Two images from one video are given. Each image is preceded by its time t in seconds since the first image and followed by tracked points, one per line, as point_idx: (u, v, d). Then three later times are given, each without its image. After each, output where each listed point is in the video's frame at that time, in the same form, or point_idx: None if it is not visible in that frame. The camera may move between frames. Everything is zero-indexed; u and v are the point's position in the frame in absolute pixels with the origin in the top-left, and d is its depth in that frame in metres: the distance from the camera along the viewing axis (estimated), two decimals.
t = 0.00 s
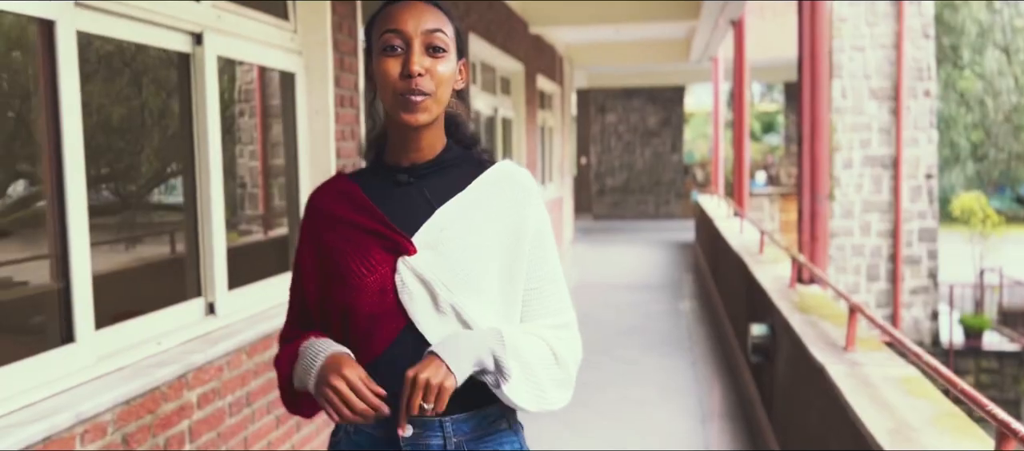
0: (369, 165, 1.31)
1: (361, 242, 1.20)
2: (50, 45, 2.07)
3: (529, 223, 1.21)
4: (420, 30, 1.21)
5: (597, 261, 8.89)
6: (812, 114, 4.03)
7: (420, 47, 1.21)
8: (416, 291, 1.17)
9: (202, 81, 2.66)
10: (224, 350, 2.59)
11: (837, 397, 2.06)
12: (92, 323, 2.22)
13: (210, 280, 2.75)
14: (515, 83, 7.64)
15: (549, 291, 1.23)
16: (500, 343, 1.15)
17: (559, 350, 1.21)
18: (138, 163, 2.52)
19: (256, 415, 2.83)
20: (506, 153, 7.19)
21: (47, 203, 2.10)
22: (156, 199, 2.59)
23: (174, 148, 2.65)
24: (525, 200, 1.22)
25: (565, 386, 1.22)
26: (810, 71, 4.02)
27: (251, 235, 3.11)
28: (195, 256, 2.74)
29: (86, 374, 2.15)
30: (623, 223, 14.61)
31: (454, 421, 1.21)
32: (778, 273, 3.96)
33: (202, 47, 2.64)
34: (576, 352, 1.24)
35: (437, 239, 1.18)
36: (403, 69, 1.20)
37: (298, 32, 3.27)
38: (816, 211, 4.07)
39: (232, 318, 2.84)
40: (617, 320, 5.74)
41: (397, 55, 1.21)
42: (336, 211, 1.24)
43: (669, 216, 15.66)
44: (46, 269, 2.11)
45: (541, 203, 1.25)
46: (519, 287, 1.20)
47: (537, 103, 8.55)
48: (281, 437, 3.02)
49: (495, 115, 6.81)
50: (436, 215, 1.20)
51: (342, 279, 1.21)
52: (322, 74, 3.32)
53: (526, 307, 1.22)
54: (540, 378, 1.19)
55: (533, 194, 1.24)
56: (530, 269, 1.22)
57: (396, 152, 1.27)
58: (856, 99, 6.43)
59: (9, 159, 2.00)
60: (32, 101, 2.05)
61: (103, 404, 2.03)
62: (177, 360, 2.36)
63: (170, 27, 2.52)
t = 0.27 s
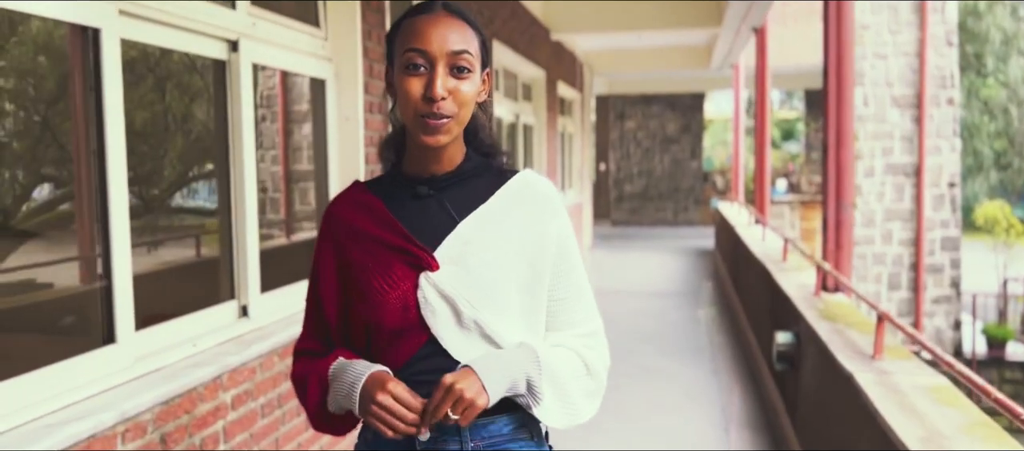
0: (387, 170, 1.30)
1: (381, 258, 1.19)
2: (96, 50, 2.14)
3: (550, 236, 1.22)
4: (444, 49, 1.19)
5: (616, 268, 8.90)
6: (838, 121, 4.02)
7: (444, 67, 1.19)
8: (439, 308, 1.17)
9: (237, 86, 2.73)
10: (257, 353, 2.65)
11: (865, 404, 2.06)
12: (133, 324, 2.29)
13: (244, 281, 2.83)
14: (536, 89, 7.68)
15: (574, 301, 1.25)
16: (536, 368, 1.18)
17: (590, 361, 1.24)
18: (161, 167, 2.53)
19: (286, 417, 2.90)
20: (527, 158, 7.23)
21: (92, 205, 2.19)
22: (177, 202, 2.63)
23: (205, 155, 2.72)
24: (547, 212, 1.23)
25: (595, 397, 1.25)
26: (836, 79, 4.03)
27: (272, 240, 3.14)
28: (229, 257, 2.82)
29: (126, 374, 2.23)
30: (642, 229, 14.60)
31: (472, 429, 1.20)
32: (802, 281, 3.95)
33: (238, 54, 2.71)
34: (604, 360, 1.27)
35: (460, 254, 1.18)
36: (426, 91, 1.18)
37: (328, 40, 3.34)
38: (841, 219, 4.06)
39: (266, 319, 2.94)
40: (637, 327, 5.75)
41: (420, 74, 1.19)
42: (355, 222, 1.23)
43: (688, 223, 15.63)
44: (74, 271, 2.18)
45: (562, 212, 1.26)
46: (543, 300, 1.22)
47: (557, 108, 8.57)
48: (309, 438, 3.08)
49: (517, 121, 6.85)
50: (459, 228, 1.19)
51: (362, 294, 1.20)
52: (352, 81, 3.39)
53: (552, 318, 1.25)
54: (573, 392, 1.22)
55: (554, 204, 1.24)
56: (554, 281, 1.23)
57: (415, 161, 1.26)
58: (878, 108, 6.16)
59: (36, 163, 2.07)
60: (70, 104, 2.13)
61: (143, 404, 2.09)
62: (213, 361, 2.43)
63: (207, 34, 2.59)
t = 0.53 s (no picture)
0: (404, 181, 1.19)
1: (391, 277, 1.09)
2: (132, 65, 2.23)
3: (570, 255, 1.11)
4: (465, 60, 1.10)
5: (634, 276, 8.90)
6: (859, 130, 4.01)
7: (463, 80, 1.10)
8: (451, 331, 1.06)
9: (266, 98, 2.81)
10: (283, 360, 2.70)
11: (888, 415, 2.06)
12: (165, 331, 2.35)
13: (272, 292, 2.90)
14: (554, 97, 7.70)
15: (594, 323, 1.15)
16: (549, 398, 1.10)
17: (610, 387, 1.15)
18: (181, 175, 2.51)
19: (312, 424, 2.95)
20: (545, 167, 7.25)
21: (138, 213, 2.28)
22: (197, 210, 2.61)
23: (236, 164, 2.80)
24: (566, 229, 1.12)
25: (613, 424, 1.17)
26: (856, 89, 4.03)
27: (295, 248, 3.17)
28: (257, 264, 2.90)
29: (158, 381, 2.29)
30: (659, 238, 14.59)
31: None
32: (823, 291, 3.94)
33: (267, 66, 2.79)
34: (624, 385, 1.18)
35: (472, 275, 1.07)
36: (441, 101, 1.09)
37: (353, 51, 3.39)
38: (861, 229, 4.05)
39: (291, 328, 3.00)
40: (656, 335, 5.75)
41: (438, 83, 1.10)
42: (366, 238, 1.13)
43: (705, 231, 15.60)
44: (100, 278, 2.23)
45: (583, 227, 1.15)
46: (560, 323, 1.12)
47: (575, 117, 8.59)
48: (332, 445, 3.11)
49: (535, 130, 6.87)
50: (472, 247, 1.09)
51: (371, 314, 1.10)
52: (376, 92, 3.43)
53: (570, 339, 1.15)
54: (589, 419, 1.13)
55: (575, 220, 1.14)
56: (570, 303, 1.13)
57: (429, 175, 1.15)
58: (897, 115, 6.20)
59: (58, 171, 2.06)
60: (92, 110, 2.17)
61: (176, 411, 2.15)
62: (241, 370, 2.47)
63: (235, 46, 2.65)
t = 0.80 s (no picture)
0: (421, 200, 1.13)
1: (401, 295, 1.03)
2: (157, 80, 2.26)
3: (592, 281, 1.05)
4: (480, 60, 1.04)
5: (648, 286, 8.88)
6: (872, 138, 4.02)
7: (481, 81, 1.04)
8: (458, 358, 1.00)
9: (286, 111, 2.85)
10: (303, 368, 2.73)
11: (904, 423, 2.05)
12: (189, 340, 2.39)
13: (291, 301, 2.94)
14: (567, 108, 7.72)
15: (614, 359, 1.07)
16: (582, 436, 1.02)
17: (631, 427, 1.07)
18: (197, 186, 2.53)
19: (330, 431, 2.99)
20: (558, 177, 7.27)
21: (160, 221, 2.31)
22: (213, 220, 2.64)
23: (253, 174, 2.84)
24: (590, 256, 1.05)
25: None
26: (869, 97, 4.03)
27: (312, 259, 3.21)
28: (277, 274, 2.94)
29: (182, 389, 2.33)
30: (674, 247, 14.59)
31: None
32: (837, 299, 3.93)
33: (286, 80, 2.84)
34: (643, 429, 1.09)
35: (487, 298, 1.00)
36: (458, 103, 1.03)
37: (369, 64, 3.43)
38: (875, 236, 4.03)
39: (310, 337, 3.04)
40: (671, 344, 5.74)
41: (454, 86, 1.04)
42: (380, 255, 1.07)
43: (719, 240, 15.56)
44: (118, 289, 2.29)
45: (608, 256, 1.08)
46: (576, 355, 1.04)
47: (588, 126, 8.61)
48: None
49: (549, 139, 6.89)
50: (488, 268, 1.02)
51: (380, 335, 1.05)
52: (392, 103, 3.46)
53: (587, 374, 1.07)
54: None
55: (601, 246, 1.07)
56: (590, 334, 1.05)
57: (449, 192, 1.09)
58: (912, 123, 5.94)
59: (75, 183, 2.10)
60: (110, 123, 2.22)
61: (199, 419, 2.18)
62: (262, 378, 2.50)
63: (256, 61, 2.69)
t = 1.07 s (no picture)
0: (435, 194, 1.08)
1: (405, 297, 0.97)
2: (179, 92, 2.25)
3: (609, 299, 0.97)
4: (512, 43, 0.99)
5: (660, 293, 8.87)
6: (879, 144, 4.04)
7: (511, 63, 0.99)
8: (462, 371, 0.94)
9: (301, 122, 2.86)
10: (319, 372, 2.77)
11: (909, 424, 2.06)
12: (207, 342, 2.37)
13: (307, 307, 2.96)
14: (577, 116, 7.75)
15: (631, 387, 0.98)
16: None
17: None
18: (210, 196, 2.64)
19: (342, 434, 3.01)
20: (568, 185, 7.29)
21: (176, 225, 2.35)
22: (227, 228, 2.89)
23: (267, 186, 2.94)
24: (608, 273, 0.98)
25: None
26: (878, 102, 4.04)
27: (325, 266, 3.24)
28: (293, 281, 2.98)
29: (201, 391, 2.33)
30: (686, 253, 14.60)
31: None
32: (848, 304, 3.93)
33: (301, 90, 2.84)
34: None
35: (496, 312, 0.94)
36: (484, 83, 0.98)
37: (382, 74, 3.48)
38: (884, 240, 4.03)
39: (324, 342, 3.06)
40: (682, 351, 5.74)
41: (481, 68, 0.99)
42: (389, 253, 1.00)
43: (731, 247, 15.50)
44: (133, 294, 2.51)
45: (630, 276, 1.01)
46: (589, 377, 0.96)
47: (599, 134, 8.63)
48: None
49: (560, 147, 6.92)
50: (500, 278, 0.96)
51: (380, 334, 0.99)
52: (405, 112, 3.49)
53: (597, 400, 0.97)
54: None
55: (622, 264, 1.00)
56: (605, 356, 0.97)
57: (467, 190, 1.04)
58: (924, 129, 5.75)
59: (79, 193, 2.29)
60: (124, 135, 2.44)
61: (218, 420, 2.21)
62: (281, 380, 2.54)
63: (274, 71, 2.71)
